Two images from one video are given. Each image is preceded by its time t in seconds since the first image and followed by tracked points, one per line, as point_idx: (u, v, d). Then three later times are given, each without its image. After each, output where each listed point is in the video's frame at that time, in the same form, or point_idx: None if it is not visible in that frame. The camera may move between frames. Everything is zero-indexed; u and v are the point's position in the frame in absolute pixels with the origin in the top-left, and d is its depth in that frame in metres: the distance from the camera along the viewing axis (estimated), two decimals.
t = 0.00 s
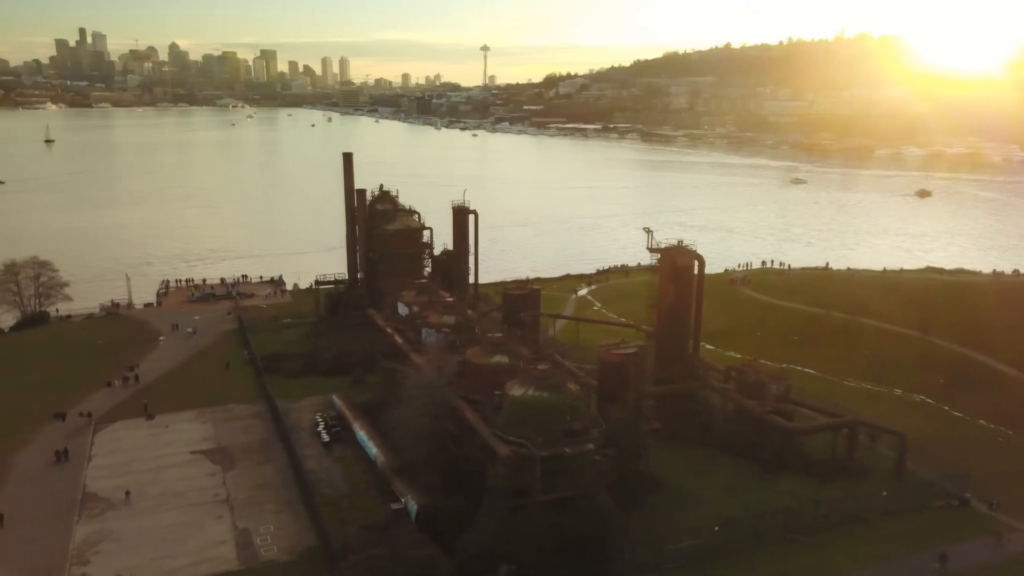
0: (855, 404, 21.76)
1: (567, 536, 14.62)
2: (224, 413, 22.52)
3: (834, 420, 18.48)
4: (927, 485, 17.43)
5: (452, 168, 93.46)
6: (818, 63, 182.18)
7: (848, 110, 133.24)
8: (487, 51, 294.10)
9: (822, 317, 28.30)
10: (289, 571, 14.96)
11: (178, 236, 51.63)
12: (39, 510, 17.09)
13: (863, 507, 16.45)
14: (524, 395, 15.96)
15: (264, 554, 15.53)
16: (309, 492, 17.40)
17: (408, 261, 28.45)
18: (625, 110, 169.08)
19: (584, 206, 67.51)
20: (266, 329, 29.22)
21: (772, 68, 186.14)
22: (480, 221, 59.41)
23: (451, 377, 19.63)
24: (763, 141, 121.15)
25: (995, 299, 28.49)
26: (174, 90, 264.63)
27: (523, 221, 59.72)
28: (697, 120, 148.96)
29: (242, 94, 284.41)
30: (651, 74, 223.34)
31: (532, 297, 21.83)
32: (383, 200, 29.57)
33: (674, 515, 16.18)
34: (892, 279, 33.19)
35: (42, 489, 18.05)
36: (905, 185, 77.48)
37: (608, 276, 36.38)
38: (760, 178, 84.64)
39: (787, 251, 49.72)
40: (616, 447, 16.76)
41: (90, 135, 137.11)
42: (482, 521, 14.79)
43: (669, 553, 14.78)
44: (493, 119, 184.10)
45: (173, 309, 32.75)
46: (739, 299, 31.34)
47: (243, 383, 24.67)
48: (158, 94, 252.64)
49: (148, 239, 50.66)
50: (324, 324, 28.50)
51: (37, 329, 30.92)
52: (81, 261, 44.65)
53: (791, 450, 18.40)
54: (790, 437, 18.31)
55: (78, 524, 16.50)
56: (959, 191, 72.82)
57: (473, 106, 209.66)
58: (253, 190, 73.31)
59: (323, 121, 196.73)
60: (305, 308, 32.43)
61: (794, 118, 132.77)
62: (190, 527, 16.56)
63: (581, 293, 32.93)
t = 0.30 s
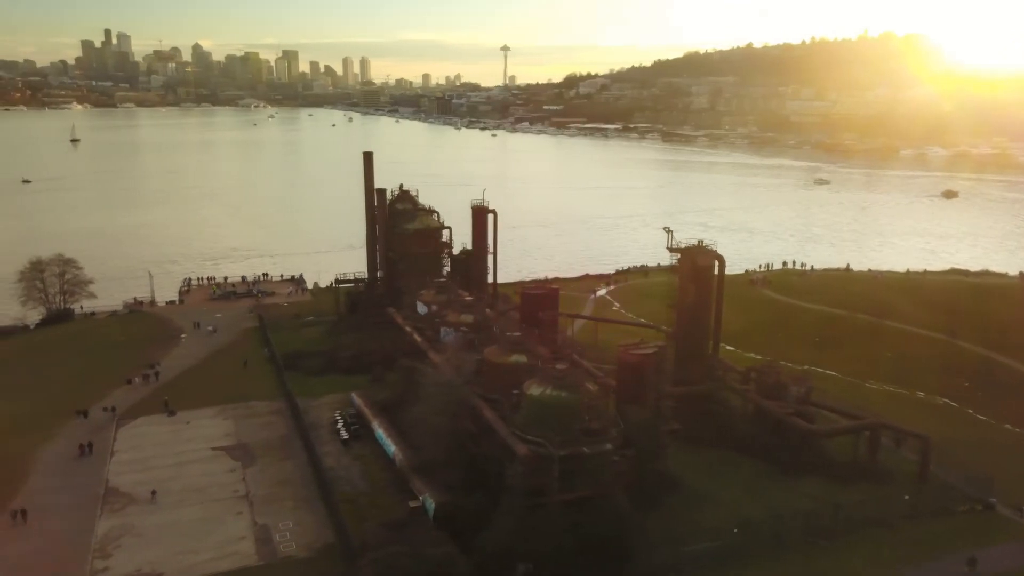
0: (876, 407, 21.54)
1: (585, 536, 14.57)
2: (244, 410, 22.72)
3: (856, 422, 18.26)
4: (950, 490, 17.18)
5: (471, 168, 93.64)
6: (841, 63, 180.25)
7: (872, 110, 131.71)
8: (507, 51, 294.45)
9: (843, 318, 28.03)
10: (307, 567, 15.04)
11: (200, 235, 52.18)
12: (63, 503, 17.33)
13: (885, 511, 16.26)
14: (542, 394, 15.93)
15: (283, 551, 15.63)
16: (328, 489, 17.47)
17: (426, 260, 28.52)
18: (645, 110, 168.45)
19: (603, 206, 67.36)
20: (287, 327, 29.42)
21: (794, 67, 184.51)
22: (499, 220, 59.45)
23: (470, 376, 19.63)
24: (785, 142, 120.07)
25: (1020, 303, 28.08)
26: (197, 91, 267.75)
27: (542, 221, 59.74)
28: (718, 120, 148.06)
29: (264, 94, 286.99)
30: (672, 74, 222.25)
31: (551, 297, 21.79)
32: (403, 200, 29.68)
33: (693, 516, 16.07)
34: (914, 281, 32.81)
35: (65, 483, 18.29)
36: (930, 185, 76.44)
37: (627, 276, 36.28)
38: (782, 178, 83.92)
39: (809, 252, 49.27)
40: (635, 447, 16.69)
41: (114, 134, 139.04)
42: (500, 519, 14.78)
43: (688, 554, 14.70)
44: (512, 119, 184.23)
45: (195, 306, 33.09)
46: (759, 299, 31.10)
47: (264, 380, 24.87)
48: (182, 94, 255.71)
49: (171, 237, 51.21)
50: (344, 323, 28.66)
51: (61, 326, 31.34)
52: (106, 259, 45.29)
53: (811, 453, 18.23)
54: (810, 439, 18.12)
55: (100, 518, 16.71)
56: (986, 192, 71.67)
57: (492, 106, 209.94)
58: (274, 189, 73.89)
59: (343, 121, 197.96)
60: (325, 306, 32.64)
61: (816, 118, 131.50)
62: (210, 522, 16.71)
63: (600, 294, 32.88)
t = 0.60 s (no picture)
0: (897, 409, 21.29)
1: (603, 537, 14.47)
2: (265, 407, 22.88)
3: (877, 425, 18.04)
4: (973, 494, 16.94)
5: (492, 168, 93.76)
6: (866, 62, 178.22)
7: (897, 110, 130.09)
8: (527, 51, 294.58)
9: (864, 320, 27.73)
10: (326, 563, 15.13)
11: (222, 234, 52.71)
12: (86, 497, 17.57)
13: (908, 515, 16.05)
14: (560, 394, 15.90)
15: (302, 547, 15.72)
16: (347, 486, 17.55)
17: (446, 259, 28.59)
18: (666, 110, 167.76)
19: (623, 206, 67.17)
20: (307, 326, 29.61)
21: (818, 67, 182.75)
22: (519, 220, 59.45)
23: (488, 375, 19.63)
24: (808, 142, 118.94)
25: None
26: (221, 91, 270.66)
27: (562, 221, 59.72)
28: (739, 120, 147.12)
29: (287, 94, 289.50)
30: (693, 74, 221.04)
31: (570, 296, 21.73)
32: (422, 199, 29.76)
33: (711, 517, 15.95)
34: (937, 283, 32.38)
35: (88, 477, 18.55)
36: (956, 187, 75.36)
37: (647, 277, 36.11)
38: (805, 179, 83.17)
39: (832, 254, 48.75)
40: (653, 448, 16.63)
41: (140, 134, 140.98)
42: (518, 519, 14.79)
43: (706, 555, 14.62)
44: (532, 120, 184.33)
45: (217, 304, 33.42)
46: (779, 301, 30.85)
47: (284, 378, 25.05)
48: (205, 94, 258.75)
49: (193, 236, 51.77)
50: (363, 322, 28.79)
51: (85, 323, 31.80)
52: (130, 257, 45.89)
53: (831, 454, 18.05)
54: (830, 441, 17.94)
55: (122, 513, 16.91)
56: (1014, 194, 70.50)
57: (512, 106, 210.18)
58: (295, 189, 74.47)
59: (364, 121, 199.17)
60: (345, 305, 32.82)
61: (839, 118, 130.17)
62: (230, 518, 16.85)
63: (619, 294, 32.77)
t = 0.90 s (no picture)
0: (920, 412, 21.00)
1: (622, 538, 14.42)
2: (285, 405, 23.08)
3: (900, 428, 17.78)
4: (1000, 499, 16.65)
5: (511, 168, 93.83)
6: (891, 62, 176.15)
7: (923, 109, 128.42)
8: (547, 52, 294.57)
9: (888, 322, 27.37)
10: (344, 561, 15.21)
11: (245, 233, 53.26)
12: (109, 492, 17.80)
13: (932, 520, 15.84)
14: (579, 394, 15.84)
15: (321, 544, 15.82)
16: (366, 484, 17.62)
17: (466, 259, 28.66)
18: (687, 110, 166.98)
19: (643, 207, 66.94)
20: (327, 324, 29.79)
21: (842, 66, 180.91)
22: (538, 220, 59.41)
23: (507, 374, 19.64)
24: (830, 142, 117.82)
25: None
26: (244, 92, 273.52)
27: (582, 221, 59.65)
28: (761, 121, 146.10)
29: (308, 95, 291.97)
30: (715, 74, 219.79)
31: (589, 296, 21.66)
32: (442, 199, 29.84)
33: (731, 519, 15.83)
34: (964, 285, 31.86)
35: (112, 472, 18.82)
36: (983, 188, 74.25)
37: (668, 278, 35.91)
38: (828, 180, 82.39)
39: (855, 255, 48.20)
40: (673, 449, 16.54)
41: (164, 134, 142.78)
42: (536, 518, 14.78)
43: (726, 557, 14.52)
44: (552, 120, 184.36)
45: (239, 302, 33.74)
46: (801, 302, 30.57)
47: (304, 376, 25.25)
48: (228, 95, 261.56)
49: (216, 235, 52.30)
50: (383, 321, 28.92)
51: (110, 320, 32.25)
52: (154, 255, 46.48)
53: (854, 458, 17.83)
54: (853, 444, 17.72)
55: (145, 508, 17.11)
56: None
57: (533, 106, 210.28)
58: (316, 189, 75.00)
59: (385, 121, 200.61)
60: (366, 304, 32.97)
61: (863, 118, 128.82)
62: (250, 514, 17.00)
63: (639, 294, 32.62)
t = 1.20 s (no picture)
0: (945, 416, 20.70)
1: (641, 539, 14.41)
2: (306, 402, 23.26)
3: (925, 431, 17.51)
4: None
5: (532, 168, 93.86)
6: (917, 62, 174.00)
7: (950, 109, 126.70)
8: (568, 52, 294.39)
9: (912, 324, 27.02)
10: (363, 559, 15.28)
11: (267, 231, 53.77)
12: (132, 487, 18.03)
13: (956, 525, 15.62)
14: (598, 394, 15.79)
15: (340, 541, 15.92)
16: (385, 482, 17.68)
17: (485, 258, 28.72)
18: (709, 111, 166.16)
19: (664, 207, 66.69)
20: (348, 323, 29.98)
21: (867, 66, 179.02)
22: (558, 220, 59.37)
23: (526, 374, 19.64)
24: (854, 143, 116.68)
25: None
26: (267, 92, 276.24)
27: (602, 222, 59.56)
28: (784, 121, 145.01)
29: (330, 95, 294.36)
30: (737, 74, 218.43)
31: (609, 296, 21.62)
32: (462, 198, 29.92)
33: (751, 522, 15.69)
34: (992, 288, 31.36)
35: (135, 467, 19.07)
36: (1012, 189, 73.10)
37: (688, 279, 35.71)
38: (852, 180, 81.59)
39: (879, 257, 47.68)
40: (693, 451, 16.42)
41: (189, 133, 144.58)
42: (555, 518, 14.78)
43: (747, 559, 14.41)
44: (573, 120, 184.33)
45: (260, 301, 34.07)
46: (823, 304, 30.29)
47: (324, 374, 25.43)
48: (252, 95, 264.28)
49: (238, 234, 52.86)
50: (404, 320, 29.04)
51: (134, 317, 32.68)
52: (178, 253, 47.08)
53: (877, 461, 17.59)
54: (876, 448, 17.48)
55: (167, 503, 17.32)
56: None
57: (554, 106, 210.32)
58: (338, 188, 75.53)
59: (406, 121, 201.66)
60: (386, 303, 33.15)
61: (888, 118, 127.41)
62: (270, 511, 17.14)
63: (658, 295, 32.52)
